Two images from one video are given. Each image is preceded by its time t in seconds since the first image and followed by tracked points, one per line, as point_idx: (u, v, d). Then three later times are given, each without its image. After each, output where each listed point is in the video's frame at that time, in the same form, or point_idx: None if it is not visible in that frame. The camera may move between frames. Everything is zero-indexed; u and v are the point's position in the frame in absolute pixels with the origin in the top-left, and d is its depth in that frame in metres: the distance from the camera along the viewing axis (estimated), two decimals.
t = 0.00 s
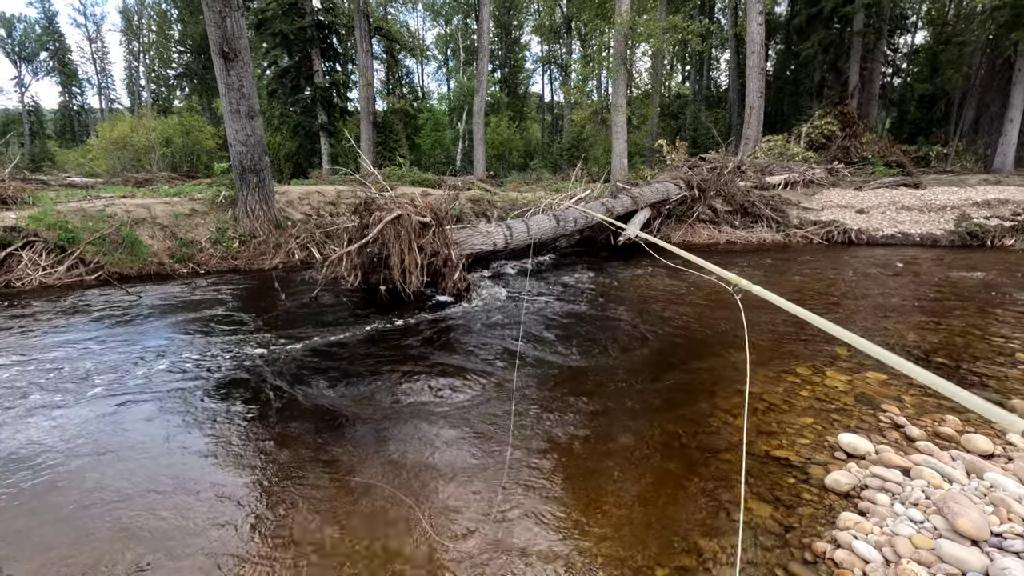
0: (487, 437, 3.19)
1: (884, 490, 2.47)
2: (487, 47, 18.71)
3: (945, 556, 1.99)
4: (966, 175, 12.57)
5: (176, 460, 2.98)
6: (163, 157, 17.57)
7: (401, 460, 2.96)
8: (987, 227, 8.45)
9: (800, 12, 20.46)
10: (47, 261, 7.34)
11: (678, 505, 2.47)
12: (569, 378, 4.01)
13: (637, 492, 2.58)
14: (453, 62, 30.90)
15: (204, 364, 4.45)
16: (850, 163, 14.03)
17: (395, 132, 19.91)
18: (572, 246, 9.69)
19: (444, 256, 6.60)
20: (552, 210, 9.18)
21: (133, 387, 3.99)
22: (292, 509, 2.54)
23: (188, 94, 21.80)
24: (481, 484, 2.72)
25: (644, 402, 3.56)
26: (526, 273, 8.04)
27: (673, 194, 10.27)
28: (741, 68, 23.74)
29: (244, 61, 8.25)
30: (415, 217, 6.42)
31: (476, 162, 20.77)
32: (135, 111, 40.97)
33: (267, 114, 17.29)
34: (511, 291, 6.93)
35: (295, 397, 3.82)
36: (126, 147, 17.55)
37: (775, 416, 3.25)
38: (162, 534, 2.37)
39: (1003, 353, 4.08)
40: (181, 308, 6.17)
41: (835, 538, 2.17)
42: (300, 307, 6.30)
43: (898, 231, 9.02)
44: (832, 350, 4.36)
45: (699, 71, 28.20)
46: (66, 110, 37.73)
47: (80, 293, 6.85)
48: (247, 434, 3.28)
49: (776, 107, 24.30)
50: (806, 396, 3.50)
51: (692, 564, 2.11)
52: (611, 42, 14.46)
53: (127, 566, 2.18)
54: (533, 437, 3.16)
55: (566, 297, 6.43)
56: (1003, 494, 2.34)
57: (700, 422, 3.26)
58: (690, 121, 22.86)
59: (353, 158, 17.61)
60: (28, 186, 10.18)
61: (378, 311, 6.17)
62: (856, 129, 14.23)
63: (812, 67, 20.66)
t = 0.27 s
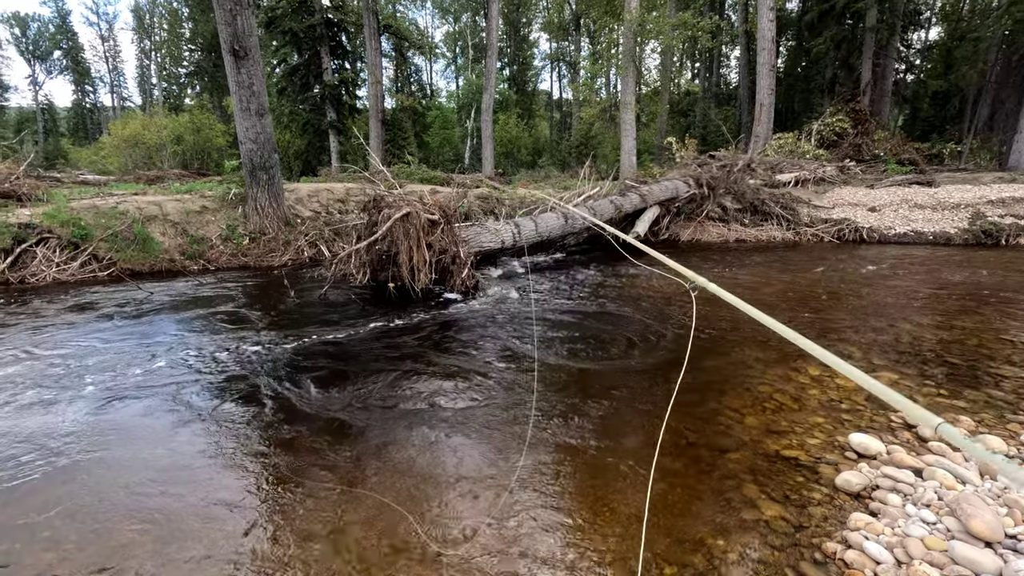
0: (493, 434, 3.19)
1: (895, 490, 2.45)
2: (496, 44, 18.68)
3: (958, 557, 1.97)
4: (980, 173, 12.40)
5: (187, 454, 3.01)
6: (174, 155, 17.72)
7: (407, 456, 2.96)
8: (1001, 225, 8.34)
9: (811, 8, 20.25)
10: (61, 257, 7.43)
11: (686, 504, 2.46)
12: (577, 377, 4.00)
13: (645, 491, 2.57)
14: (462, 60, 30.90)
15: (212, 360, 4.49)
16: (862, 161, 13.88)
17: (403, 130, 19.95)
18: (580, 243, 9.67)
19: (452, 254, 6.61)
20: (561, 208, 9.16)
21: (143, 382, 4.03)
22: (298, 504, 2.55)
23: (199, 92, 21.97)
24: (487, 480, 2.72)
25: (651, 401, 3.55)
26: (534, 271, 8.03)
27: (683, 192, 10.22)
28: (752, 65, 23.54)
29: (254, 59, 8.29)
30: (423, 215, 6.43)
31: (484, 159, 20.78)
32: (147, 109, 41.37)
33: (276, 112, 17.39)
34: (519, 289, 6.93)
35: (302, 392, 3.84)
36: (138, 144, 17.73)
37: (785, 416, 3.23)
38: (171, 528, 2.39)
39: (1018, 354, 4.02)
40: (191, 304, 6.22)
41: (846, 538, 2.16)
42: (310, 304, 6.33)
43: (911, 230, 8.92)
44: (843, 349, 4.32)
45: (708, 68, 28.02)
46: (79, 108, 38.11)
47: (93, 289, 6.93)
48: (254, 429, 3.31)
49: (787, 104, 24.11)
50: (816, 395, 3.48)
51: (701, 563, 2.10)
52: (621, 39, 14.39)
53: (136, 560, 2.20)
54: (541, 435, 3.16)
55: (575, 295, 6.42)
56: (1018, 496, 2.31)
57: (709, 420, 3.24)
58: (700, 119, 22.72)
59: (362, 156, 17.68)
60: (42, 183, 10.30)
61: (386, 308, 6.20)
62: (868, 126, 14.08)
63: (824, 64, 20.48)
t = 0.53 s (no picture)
0: (502, 432, 3.20)
1: (910, 492, 2.43)
2: (507, 41, 18.66)
3: (975, 560, 1.95)
4: (999, 170, 12.19)
5: (202, 448, 3.05)
6: (188, 152, 17.91)
7: (417, 453, 2.98)
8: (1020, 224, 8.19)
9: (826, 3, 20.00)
10: (78, 253, 7.54)
11: (697, 503, 2.45)
12: (588, 375, 4.00)
13: (655, 490, 2.57)
14: (473, 57, 30.88)
15: (225, 356, 4.55)
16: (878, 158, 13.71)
17: (414, 127, 20.00)
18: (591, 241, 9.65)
19: (463, 251, 6.61)
20: (571, 205, 9.15)
21: (157, 377, 4.09)
22: (309, 499, 2.57)
23: (213, 91, 22.18)
24: (496, 478, 2.72)
25: (662, 399, 3.54)
26: (545, 269, 8.02)
27: (694, 189, 10.15)
28: (765, 61, 23.31)
29: (267, 57, 8.34)
30: (434, 212, 6.44)
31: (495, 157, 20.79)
32: (161, 107, 41.81)
33: (289, 110, 17.51)
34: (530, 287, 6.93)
35: (314, 388, 3.88)
36: (153, 142, 17.93)
37: (797, 415, 3.21)
38: (185, 521, 2.42)
39: None
40: (205, 300, 6.29)
41: (860, 539, 2.14)
42: (321, 301, 6.38)
43: (927, 228, 8.80)
44: (858, 348, 4.27)
45: (721, 65, 27.79)
46: (95, 107, 38.63)
47: (109, 285, 7.03)
48: (266, 424, 3.35)
49: (801, 101, 23.85)
50: (828, 395, 3.45)
51: (712, 562, 2.09)
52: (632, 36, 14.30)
53: (150, 552, 2.23)
54: (552, 433, 3.16)
55: (585, 293, 6.40)
56: None
57: (720, 419, 3.22)
58: (712, 116, 22.55)
59: (373, 154, 17.76)
60: (59, 180, 10.47)
61: (397, 306, 6.22)
62: (884, 123, 13.89)
63: (839, 60, 20.24)
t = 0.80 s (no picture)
0: (512, 430, 3.20)
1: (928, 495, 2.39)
2: (519, 40, 18.65)
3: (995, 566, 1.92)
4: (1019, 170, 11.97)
5: (217, 444, 3.10)
6: (203, 151, 18.12)
7: (427, 450, 3.00)
8: None
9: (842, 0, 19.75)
10: (96, 250, 7.67)
11: (709, 504, 2.44)
12: (597, 376, 3.99)
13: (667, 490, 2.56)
14: (484, 56, 30.89)
15: (239, 352, 4.59)
16: (894, 157, 13.49)
17: (426, 126, 20.06)
18: (602, 240, 9.62)
19: (474, 250, 6.61)
20: (582, 204, 9.12)
21: (172, 373, 4.14)
22: (321, 495, 2.60)
23: (227, 90, 22.42)
24: (506, 477, 2.72)
25: (673, 398, 3.53)
26: (555, 268, 8.02)
27: (707, 188, 10.09)
28: (779, 59, 23.08)
29: (282, 57, 8.41)
30: (446, 210, 6.45)
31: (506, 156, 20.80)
32: (176, 106, 42.32)
33: (302, 109, 17.63)
34: (541, 285, 6.93)
35: (325, 384, 3.92)
36: (169, 141, 18.15)
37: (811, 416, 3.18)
38: (198, 516, 2.45)
39: None
40: (219, 298, 6.37)
41: (876, 543, 2.11)
42: (334, 298, 6.43)
43: (944, 228, 8.67)
44: (873, 350, 4.21)
45: (734, 63, 27.55)
46: (113, 106, 39.22)
47: (126, 282, 7.13)
48: (279, 419, 3.39)
49: (815, 99, 23.56)
50: (844, 397, 3.41)
51: (724, 563, 2.08)
52: (645, 34, 14.22)
53: (165, 546, 2.26)
54: (562, 432, 3.16)
55: (596, 292, 6.39)
56: None
57: (732, 420, 3.20)
58: (725, 114, 22.38)
59: (384, 152, 17.84)
60: (77, 179, 10.63)
61: (409, 304, 6.25)
62: (900, 121, 13.69)
63: (855, 57, 19.98)
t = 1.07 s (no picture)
0: (524, 430, 3.21)
1: (946, 500, 2.36)
2: (531, 40, 18.63)
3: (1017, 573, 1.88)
4: None
5: (232, 440, 3.14)
6: (217, 151, 18.32)
7: (437, 449, 3.01)
8: None
9: None
10: (114, 249, 7.79)
11: (722, 506, 2.43)
12: (609, 376, 3.98)
13: (680, 491, 2.54)
14: (496, 56, 30.89)
15: (253, 350, 4.65)
16: (911, 156, 13.29)
17: (437, 126, 20.11)
18: (613, 240, 9.59)
19: (486, 249, 6.62)
20: (594, 204, 9.10)
21: (188, 370, 4.20)
22: (333, 493, 2.62)
23: (242, 90, 22.64)
24: (517, 476, 2.73)
25: (685, 399, 3.52)
26: (567, 267, 8.01)
27: (720, 188, 10.01)
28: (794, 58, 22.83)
29: (296, 57, 8.48)
30: (458, 210, 6.47)
31: (517, 156, 20.79)
32: (192, 106, 42.83)
33: (315, 109, 17.76)
34: (552, 285, 6.93)
35: (338, 383, 3.96)
36: (185, 141, 18.38)
37: (826, 419, 3.15)
38: (214, 511, 2.49)
39: None
40: (233, 296, 6.44)
41: (893, 548, 2.08)
42: (346, 297, 6.48)
43: (963, 229, 8.53)
44: (890, 352, 4.16)
45: (748, 62, 27.30)
46: (130, 107, 39.79)
47: (142, 280, 7.24)
48: (292, 417, 3.43)
49: (831, 98, 23.27)
50: (859, 399, 3.37)
51: (738, 565, 2.07)
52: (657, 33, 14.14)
53: (181, 541, 2.30)
54: (573, 432, 3.17)
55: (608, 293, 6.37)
56: None
57: (746, 421, 3.18)
58: (739, 114, 22.19)
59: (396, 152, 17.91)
60: (95, 178, 10.80)
61: (420, 303, 6.28)
62: (918, 120, 13.48)
63: (872, 55, 19.72)
